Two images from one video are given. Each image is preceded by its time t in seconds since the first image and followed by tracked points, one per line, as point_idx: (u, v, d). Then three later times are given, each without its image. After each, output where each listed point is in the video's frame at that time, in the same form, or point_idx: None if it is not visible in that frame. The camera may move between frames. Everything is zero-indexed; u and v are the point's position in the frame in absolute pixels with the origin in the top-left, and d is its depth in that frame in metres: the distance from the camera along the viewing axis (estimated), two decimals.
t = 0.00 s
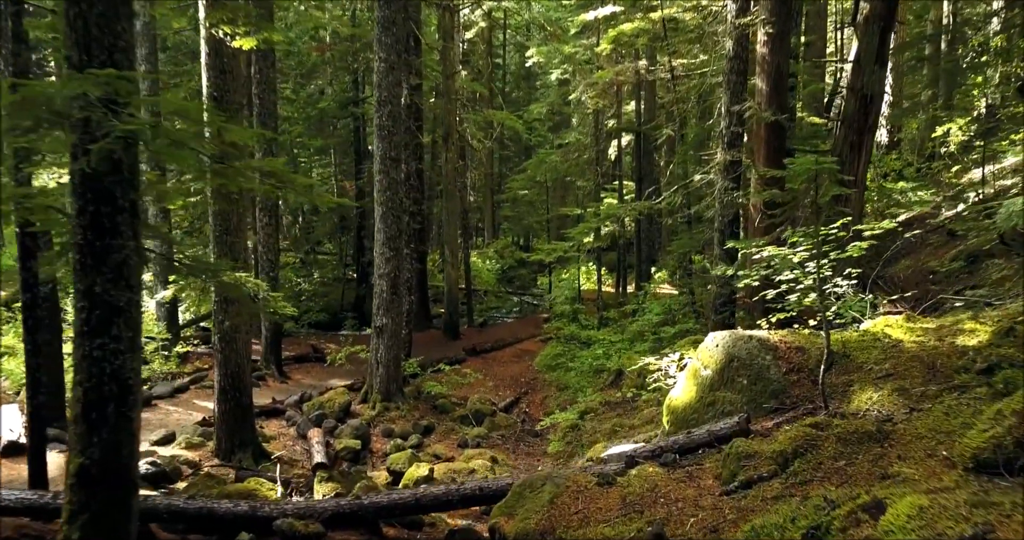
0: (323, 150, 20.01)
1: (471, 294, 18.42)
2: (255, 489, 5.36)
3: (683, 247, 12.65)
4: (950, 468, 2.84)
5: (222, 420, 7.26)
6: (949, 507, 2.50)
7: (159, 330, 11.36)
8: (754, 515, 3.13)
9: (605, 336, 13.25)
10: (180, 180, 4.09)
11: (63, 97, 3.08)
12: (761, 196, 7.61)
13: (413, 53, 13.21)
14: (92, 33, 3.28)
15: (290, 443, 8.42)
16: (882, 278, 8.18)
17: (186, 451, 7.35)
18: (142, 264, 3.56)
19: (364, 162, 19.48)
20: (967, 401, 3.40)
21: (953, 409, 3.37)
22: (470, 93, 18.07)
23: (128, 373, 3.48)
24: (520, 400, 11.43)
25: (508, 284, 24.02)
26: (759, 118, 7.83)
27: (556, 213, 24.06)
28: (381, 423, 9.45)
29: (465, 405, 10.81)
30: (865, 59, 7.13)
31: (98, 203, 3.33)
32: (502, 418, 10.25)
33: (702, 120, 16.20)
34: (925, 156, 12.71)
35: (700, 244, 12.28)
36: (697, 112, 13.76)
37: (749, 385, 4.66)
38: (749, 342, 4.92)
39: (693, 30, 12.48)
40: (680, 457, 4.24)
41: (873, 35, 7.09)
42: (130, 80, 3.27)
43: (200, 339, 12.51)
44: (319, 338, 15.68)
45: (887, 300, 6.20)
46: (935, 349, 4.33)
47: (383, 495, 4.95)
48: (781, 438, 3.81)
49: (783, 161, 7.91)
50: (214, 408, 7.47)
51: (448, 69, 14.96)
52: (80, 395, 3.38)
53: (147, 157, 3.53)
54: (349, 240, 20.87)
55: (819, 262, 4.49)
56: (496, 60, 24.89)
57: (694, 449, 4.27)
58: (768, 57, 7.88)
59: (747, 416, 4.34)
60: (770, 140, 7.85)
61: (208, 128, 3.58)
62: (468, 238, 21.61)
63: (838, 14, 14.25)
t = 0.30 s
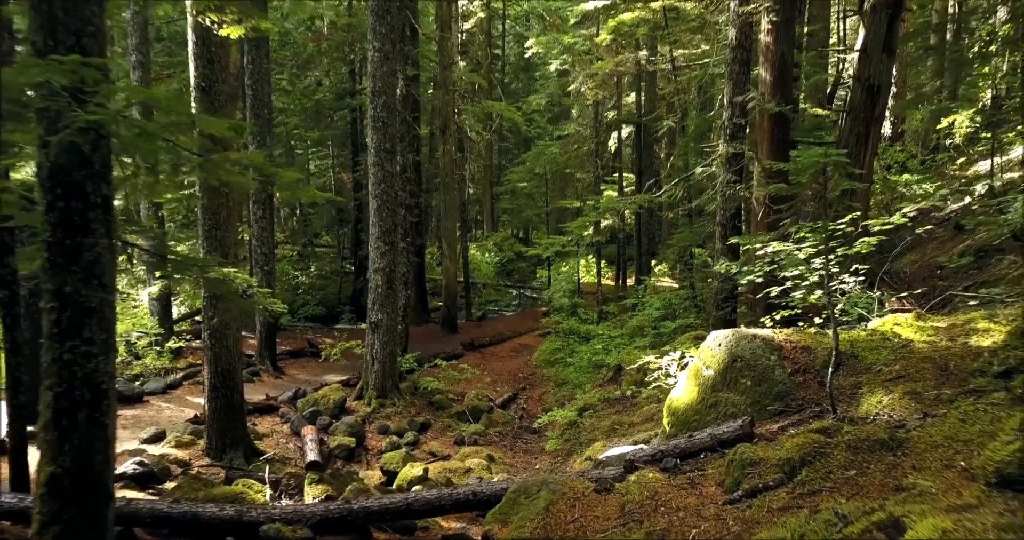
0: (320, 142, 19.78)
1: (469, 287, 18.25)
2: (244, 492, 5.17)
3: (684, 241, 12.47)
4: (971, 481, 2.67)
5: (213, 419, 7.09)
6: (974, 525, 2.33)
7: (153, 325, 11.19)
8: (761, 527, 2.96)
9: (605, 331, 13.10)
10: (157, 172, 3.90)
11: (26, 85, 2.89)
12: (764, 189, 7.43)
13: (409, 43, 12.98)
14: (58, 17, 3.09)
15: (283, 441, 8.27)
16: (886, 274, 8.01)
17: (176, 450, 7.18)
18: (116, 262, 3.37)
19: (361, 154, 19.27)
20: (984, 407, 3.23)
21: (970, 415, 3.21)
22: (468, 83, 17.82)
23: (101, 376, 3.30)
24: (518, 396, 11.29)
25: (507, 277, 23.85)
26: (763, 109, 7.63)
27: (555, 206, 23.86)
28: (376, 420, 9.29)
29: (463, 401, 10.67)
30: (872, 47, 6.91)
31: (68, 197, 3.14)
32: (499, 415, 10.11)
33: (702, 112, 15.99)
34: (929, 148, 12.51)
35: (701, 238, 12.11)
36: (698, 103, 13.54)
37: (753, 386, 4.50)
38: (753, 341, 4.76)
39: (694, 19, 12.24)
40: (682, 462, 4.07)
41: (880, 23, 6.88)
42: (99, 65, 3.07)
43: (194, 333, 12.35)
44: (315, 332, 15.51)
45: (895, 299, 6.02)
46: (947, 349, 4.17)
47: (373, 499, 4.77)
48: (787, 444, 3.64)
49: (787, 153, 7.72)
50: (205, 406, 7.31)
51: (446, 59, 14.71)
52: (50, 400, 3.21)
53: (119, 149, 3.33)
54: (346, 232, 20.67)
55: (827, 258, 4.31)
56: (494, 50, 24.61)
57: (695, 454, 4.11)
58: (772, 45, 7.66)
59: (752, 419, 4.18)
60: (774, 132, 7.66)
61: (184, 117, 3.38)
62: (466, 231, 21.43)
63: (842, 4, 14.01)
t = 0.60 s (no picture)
0: (316, 134, 19.52)
1: (467, 280, 18.05)
2: (227, 499, 4.91)
3: (684, 234, 12.26)
4: (998, 500, 2.48)
5: (201, 419, 6.89)
6: None
7: (144, 320, 10.99)
8: None
9: (604, 325, 12.92)
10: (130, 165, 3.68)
11: None
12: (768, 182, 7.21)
13: (405, 32, 12.72)
14: None
15: (275, 440, 8.09)
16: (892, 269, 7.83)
17: (163, 451, 6.99)
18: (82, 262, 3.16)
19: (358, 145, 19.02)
20: (1006, 416, 3.04)
21: (991, 425, 3.01)
22: (466, 73, 17.55)
23: (66, 384, 3.10)
24: (516, 392, 11.13)
25: (506, 270, 23.65)
26: (767, 99, 7.40)
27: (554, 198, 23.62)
28: (370, 418, 9.10)
29: (459, 398, 10.50)
30: (879, 35, 6.67)
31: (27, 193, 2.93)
32: (496, 412, 9.94)
33: (703, 102, 15.73)
34: (933, 140, 12.28)
35: (702, 231, 11.90)
36: (700, 94, 13.29)
37: (757, 389, 4.31)
38: (758, 342, 4.57)
39: (696, 8, 11.96)
40: (683, 471, 3.88)
41: (888, 10, 6.63)
42: (58, 51, 2.85)
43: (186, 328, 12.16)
44: (311, 327, 15.33)
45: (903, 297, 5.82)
46: (962, 352, 3.97)
47: (362, 507, 4.54)
48: (796, 452, 3.44)
49: (791, 144, 7.49)
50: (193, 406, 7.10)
51: (443, 49, 14.42)
52: (9, 410, 3.00)
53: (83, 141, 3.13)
54: (343, 225, 20.46)
55: (840, 256, 4.09)
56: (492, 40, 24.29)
57: (698, 461, 3.90)
58: (777, 34, 7.42)
59: (756, 425, 3.99)
60: (778, 123, 7.43)
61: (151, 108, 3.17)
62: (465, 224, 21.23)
63: None
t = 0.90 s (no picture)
0: (313, 127, 19.27)
1: (465, 275, 17.88)
2: (213, 506, 4.74)
3: (685, 229, 12.10)
4: None
5: (190, 420, 6.71)
6: None
7: (136, 316, 10.83)
8: None
9: (603, 321, 12.79)
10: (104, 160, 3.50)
11: None
12: (772, 176, 7.04)
13: (402, 23, 12.48)
14: None
15: (268, 440, 7.93)
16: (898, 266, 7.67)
17: (151, 452, 6.83)
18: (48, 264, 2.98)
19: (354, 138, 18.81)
20: None
21: (1013, 439, 2.85)
22: (464, 65, 17.31)
23: (29, 393, 2.92)
24: (514, 390, 11.01)
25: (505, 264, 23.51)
26: (771, 92, 7.21)
27: (553, 191, 23.45)
28: (366, 417, 8.94)
29: (457, 395, 10.36)
30: (887, 26, 6.45)
31: None
32: (494, 410, 9.81)
33: (704, 95, 15.53)
34: (937, 133, 12.11)
35: (703, 225, 11.75)
36: (701, 86, 13.09)
37: (763, 393, 4.13)
38: (763, 345, 4.40)
39: None
40: (686, 481, 3.68)
41: None
42: (16, 39, 2.66)
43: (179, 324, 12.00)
44: (307, 322, 15.18)
45: (912, 297, 5.67)
46: (977, 355, 3.80)
47: (351, 515, 4.30)
48: (805, 464, 3.25)
49: (795, 138, 7.31)
50: (182, 406, 6.91)
51: (441, 41, 14.19)
52: None
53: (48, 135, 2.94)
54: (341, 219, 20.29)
55: (850, 256, 3.91)
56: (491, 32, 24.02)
57: (700, 470, 3.71)
58: (781, 24, 7.22)
59: (762, 433, 3.80)
60: (782, 117, 7.25)
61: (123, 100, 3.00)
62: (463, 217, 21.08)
63: None
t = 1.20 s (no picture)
0: (310, 120, 19.07)
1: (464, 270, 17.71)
2: (196, 514, 4.50)
3: (686, 224, 11.92)
4: None
5: (179, 422, 6.55)
6: None
7: (128, 313, 10.67)
8: None
9: (603, 316, 12.62)
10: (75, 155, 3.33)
11: None
12: (776, 171, 6.84)
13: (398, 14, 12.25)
14: None
15: (260, 441, 7.77)
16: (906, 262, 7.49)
17: (139, 454, 6.67)
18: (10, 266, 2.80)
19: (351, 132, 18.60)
20: None
21: None
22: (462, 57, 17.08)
23: None
24: (512, 387, 10.85)
25: (505, 259, 23.33)
26: (775, 85, 7.01)
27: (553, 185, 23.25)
28: (361, 416, 8.77)
29: (454, 393, 10.21)
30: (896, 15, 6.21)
31: None
32: (492, 408, 9.65)
33: (706, 88, 15.31)
34: (943, 125, 11.91)
35: (704, 220, 11.57)
36: (702, 78, 12.87)
37: (768, 399, 3.96)
38: (768, 348, 4.22)
39: None
40: (689, 493, 3.50)
41: None
42: None
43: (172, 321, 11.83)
44: (303, 319, 15.01)
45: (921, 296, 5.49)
46: (993, 361, 3.63)
47: (340, 526, 4.11)
48: (816, 477, 3.08)
49: (799, 131, 7.10)
50: (170, 407, 6.74)
51: (438, 32, 13.96)
52: None
53: (5, 128, 2.70)
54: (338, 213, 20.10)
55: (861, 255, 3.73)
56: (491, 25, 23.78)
57: (704, 481, 3.53)
58: (786, 14, 7.00)
59: (768, 441, 3.63)
60: (786, 111, 7.05)
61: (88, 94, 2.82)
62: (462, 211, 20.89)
63: None
